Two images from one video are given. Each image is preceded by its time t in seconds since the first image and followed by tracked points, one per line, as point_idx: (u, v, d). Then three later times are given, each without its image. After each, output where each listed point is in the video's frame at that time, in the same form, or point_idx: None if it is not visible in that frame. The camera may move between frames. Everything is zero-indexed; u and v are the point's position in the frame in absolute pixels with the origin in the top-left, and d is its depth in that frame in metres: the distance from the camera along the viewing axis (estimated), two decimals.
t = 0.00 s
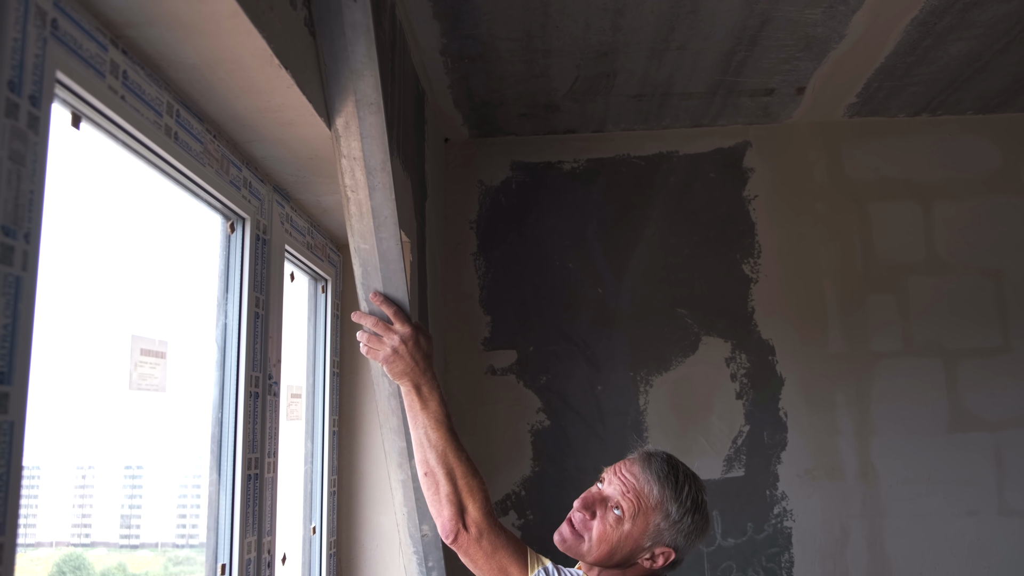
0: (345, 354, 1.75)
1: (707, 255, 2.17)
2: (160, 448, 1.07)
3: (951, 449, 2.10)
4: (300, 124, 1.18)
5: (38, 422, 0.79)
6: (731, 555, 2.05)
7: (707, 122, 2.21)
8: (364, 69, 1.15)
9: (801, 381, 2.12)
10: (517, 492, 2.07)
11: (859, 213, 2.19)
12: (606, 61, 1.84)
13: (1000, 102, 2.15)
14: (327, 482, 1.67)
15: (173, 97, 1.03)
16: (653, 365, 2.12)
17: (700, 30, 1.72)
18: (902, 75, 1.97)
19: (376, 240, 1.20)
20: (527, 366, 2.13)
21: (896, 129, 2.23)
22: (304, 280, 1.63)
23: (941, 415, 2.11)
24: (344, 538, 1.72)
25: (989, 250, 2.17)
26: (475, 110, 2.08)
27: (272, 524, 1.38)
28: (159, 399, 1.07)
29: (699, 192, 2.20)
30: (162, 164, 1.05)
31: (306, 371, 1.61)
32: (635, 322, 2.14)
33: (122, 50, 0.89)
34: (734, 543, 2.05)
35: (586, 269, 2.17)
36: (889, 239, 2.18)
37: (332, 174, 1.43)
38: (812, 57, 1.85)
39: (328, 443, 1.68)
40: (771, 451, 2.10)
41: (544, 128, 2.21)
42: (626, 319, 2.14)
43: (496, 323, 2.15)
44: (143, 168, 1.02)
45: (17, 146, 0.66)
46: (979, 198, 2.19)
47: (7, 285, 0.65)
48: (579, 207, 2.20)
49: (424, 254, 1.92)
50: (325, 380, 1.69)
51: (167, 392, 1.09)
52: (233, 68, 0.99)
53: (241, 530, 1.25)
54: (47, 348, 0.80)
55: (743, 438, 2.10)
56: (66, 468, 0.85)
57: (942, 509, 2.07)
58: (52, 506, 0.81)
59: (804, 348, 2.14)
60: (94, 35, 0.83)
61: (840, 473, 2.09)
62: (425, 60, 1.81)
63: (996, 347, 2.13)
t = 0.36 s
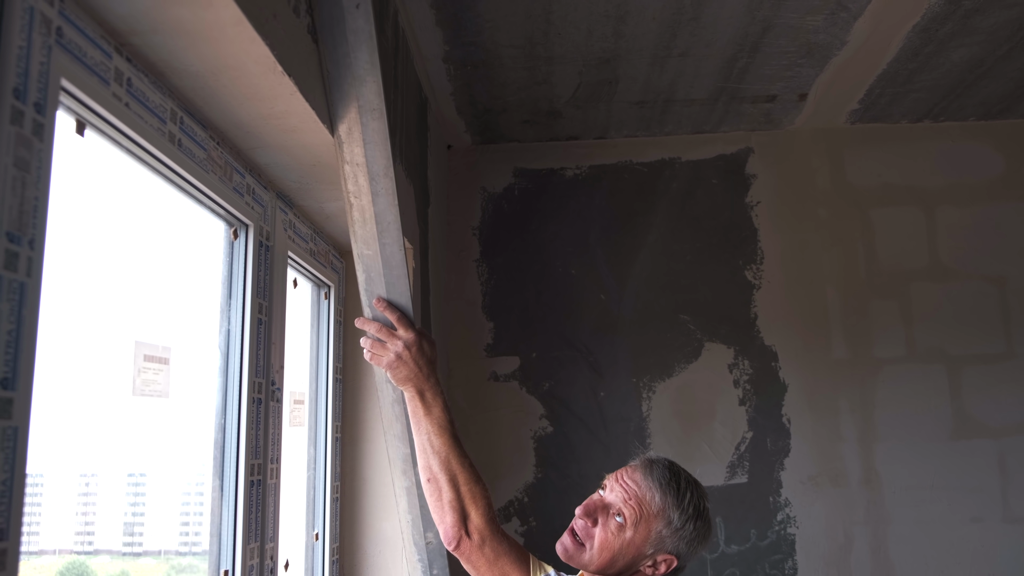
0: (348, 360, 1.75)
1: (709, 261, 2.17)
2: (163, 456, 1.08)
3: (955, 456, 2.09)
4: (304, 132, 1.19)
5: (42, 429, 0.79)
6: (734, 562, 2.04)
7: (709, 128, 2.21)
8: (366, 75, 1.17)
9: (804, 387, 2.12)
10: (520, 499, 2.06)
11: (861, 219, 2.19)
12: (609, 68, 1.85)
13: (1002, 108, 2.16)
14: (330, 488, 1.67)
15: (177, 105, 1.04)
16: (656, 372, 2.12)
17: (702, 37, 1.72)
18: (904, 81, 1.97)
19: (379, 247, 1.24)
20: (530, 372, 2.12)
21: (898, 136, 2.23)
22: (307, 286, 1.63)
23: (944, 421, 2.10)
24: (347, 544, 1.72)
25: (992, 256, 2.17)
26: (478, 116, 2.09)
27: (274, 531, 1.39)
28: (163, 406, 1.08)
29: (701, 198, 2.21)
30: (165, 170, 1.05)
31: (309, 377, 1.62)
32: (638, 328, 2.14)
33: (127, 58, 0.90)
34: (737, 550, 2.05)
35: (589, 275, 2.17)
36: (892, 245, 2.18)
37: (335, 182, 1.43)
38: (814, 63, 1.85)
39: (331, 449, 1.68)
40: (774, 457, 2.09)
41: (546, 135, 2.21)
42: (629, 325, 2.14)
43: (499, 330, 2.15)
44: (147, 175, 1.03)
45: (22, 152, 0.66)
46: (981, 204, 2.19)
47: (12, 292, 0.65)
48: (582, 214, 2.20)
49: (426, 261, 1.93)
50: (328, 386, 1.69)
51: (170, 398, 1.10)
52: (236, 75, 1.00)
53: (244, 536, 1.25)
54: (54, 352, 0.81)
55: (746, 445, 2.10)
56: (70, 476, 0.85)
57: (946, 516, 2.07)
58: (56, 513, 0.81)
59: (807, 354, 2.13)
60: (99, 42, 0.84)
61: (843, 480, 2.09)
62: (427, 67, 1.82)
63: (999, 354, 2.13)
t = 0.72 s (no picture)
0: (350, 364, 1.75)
1: (711, 266, 2.17)
2: (166, 461, 1.08)
3: (959, 460, 2.09)
4: (306, 136, 1.20)
5: (44, 435, 0.79)
6: (737, 566, 2.05)
7: (711, 133, 2.22)
8: (370, 82, 1.16)
9: (806, 392, 2.12)
10: (522, 503, 2.06)
11: (864, 223, 2.19)
12: (610, 73, 1.85)
13: (1004, 113, 2.16)
14: (331, 492, 1.67)
15: (180, 109, 1.05)
16: (658, 376, 2.12)
17: (704, 42, 1.73)
18: (906, 86, 1.98)
19: (380, 251, 1.19)
20: (532, 376, 2.12)
21: (900, 140, 2.23)
22: (309, 290, 1.64)
23: (947, 425, 2.10)
24: (349, 549, 1.72)
25: (995, 260, 2.16)
26: (480, 121, 2.09)
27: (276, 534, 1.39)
28: (165, 409, 1.08)
29: (703, 203, 2.21)
30: (168, 175, 1.06)
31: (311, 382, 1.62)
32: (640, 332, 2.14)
33: (130, 63, 0.91)
34: (740, 555, 2.05)
35: (591, 279, 2.17)
36: (895, 249, 2.17)
37: (338, 186, 1.44)
38: (816, 68, 1.86)
39: (333, 452, 1.68)
40: (777, 461, 2.09)
41: (548, 139, 2.22)
42: (631, 330, 2.14)
43: (501, 334, 2.15)
44: (150, 179, 1.03)
45: (26, 157, 0.67)
46: (983, 208, 2.19)
47: (16, 295, 0.65)
48: (584, 218, 2.20)
49: (428, 265, 1.93)
50: (330, 390, 1.70)
51: (172, 402, 1.10)
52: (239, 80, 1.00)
53: (246, 540, 1.25)
54: (59, 354, 0.81)
55: (749, 449, 2.10)
56: (73, 481, 0.85)
57: (949, 520, 2.06)
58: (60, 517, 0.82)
59: (810, 359, 2.13)
60: (103, 47, 0.84)
61: (846, 484, 2.09)
62: (430, 72, 1.83)
63: (1002, 358, 2.12)
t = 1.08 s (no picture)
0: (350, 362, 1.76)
1: (713, 265, 2.17)
2: (167, 459, 1.08)
3: (961, 460, 2.08)
4: (305, 133, 1.20)
5: (43, 431, 0.79)
6: (738, 566, 2.05)
7: (712, 132, 2.21)
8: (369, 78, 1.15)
9: (807, 391, 2.11)
10: (523, 502, 2.06)
11: (865, 222, 2.19)
12: (611, 72, 1.85)
13: (1006, 111, 2.15)
14: (332, 491, 1.67)
15: (179, 106, 1.05)
16: (659, 375, 2.12)
17: (704, 40, 1.73)
18: (907, 84, 1.97)
19: (379, 249, 1.19)
20: (533, 376, 2.12)
21: (901, 139, 2.23)
22: (309, 289, 1.64)
23: (949, 425, 2.09)
24: (350, 547, 1.72)
25: (997, 258, 2.16)
26: (481, 120, 2.09)
27: (276, 532, 1.39)
28: (166, 408, 1.08)
29: (704, 202, 2.20)
30: (168, 171, 1.06)
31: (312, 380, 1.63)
32: (641, 332, 2.14)
33: (129, 59, 0.91)
34: (742, 554, 2.06)
35: (592, 279, 2.17)
36: (897, 249, 2.17)
37: (338, 184, 1.44)
38: (816, 67, 1.86)
39: (334, 451, 1.69)
40: (779, 461, 2.09)
41: (549, 138, 2.21)
42: (632, 329, 2.14)
43: (502, 333, 2.15)
44: (149, 175, 1.04)
45: (24, 150, 0.67)
46: (986, 207, 2.19)
47: (13, 288, 0.66)
48: (585, 217, 2.20)
49: (429, 264, 1.93)
50: (331, 387, 1.70)
51: (172, 398, 1.10)
52: (237, 76, 1.00)
53: (246, 538, 1.25)
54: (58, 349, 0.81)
55: (750, 448, 2.10)
56: (76, 484, 0.85)
57: (952, 520, 2.06)
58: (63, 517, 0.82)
59: (811, 358, 2.12)
60: (101, 43, 0.84)
61: (848, 483, 2.09)
62: (430, 71, 1.83)
63: (1005, 357, 2.12)
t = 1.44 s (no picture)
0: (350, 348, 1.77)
1: (713, 254, 2.17)
2: (169, 447, 1.09)
3: (962, 448, 2.08)
4: (303, 119, 1.20)
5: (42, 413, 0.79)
6: (738, 554, 2.07)
7: (712, 121, 2.21)
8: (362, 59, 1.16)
9: (807, 380, 2.11)
10: (523, 492, 2.07)
11: (866, 211, 2.18)
12: (610, 60, 1.85)
13: (1008, 99, 2.14)
14: (332, 479, 1.69)
15: (175, 91, 1.05)
16: (660, 365, 2.12)
17: (704, 28, 1.72)
18: (908, 72, 1.96)
19: (377, 232, 1.21)
20: (534, 365, 2.13)
21: (903, 128, 2.22)
22: (309, 277, 1.66)
23: (949, 414, 2.09)
24: (350, 534, 1.74)
25: (998, 247, 2.15)
26: (480, 110, 2.09)
27: (275, 519, 1.40)
28: (163, 392, 1.08)
29: (704, 191, 2.20)
30: (165, 156, 1.06)
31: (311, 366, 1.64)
32: (642, 322, 2.14)
33: (124, 43, 0.91)
34: (741, 543, 2.07)
35: (592, 269, 2.17)
36: (898, 237, 2.16)
37: (335, 170, 1.45)
38: (817, 55, 1.85)
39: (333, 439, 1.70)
40: (778, 450, 2.10)
41: (549, 128, 2.21)
42: (633, 319, 2.14)
43: (502, 323, 2.15)
44: (146, 161, 1.04)
45: (17, 131, 0.67)
46: (987, 195, 2.18)
47: (6, 269, 0.66)
48: (585, 207, 2.20)
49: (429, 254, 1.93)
50: (331, 374, 1.71)
51: (170, 381, 1.10)
52: (232, 62, 1.00)
53: (245, 525, 1.26)
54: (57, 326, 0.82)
55: (750, 437, 2.10)
56: (81, 477, 0.87)
57: (952, 508, 2.07)
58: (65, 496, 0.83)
59: (811, 347, 2.12)
60: (96, 26, 0.84)
61: (848, 472, 2.09)
62: (429, 61, 1.83)
63: (1006, 346, 2.11)
